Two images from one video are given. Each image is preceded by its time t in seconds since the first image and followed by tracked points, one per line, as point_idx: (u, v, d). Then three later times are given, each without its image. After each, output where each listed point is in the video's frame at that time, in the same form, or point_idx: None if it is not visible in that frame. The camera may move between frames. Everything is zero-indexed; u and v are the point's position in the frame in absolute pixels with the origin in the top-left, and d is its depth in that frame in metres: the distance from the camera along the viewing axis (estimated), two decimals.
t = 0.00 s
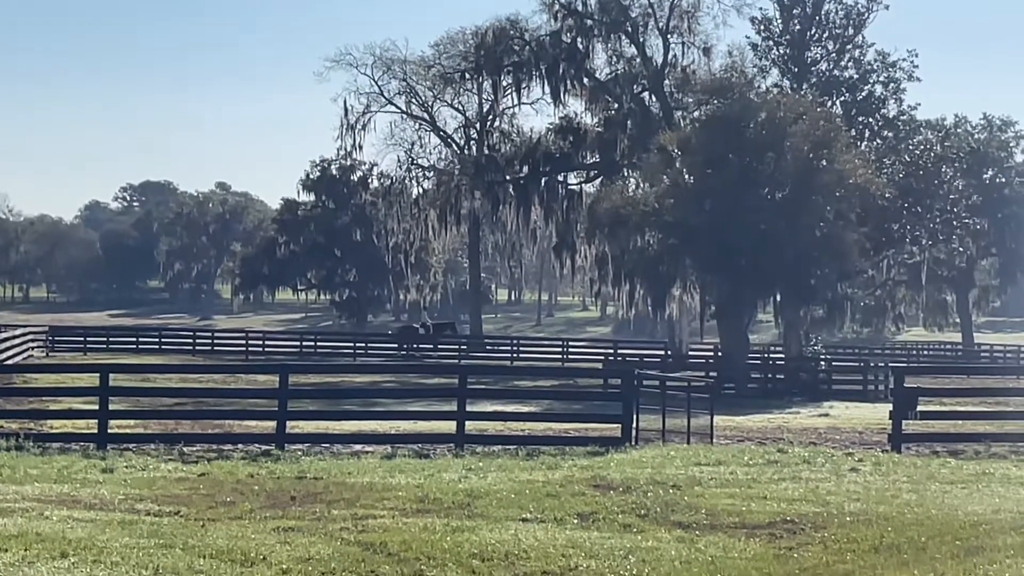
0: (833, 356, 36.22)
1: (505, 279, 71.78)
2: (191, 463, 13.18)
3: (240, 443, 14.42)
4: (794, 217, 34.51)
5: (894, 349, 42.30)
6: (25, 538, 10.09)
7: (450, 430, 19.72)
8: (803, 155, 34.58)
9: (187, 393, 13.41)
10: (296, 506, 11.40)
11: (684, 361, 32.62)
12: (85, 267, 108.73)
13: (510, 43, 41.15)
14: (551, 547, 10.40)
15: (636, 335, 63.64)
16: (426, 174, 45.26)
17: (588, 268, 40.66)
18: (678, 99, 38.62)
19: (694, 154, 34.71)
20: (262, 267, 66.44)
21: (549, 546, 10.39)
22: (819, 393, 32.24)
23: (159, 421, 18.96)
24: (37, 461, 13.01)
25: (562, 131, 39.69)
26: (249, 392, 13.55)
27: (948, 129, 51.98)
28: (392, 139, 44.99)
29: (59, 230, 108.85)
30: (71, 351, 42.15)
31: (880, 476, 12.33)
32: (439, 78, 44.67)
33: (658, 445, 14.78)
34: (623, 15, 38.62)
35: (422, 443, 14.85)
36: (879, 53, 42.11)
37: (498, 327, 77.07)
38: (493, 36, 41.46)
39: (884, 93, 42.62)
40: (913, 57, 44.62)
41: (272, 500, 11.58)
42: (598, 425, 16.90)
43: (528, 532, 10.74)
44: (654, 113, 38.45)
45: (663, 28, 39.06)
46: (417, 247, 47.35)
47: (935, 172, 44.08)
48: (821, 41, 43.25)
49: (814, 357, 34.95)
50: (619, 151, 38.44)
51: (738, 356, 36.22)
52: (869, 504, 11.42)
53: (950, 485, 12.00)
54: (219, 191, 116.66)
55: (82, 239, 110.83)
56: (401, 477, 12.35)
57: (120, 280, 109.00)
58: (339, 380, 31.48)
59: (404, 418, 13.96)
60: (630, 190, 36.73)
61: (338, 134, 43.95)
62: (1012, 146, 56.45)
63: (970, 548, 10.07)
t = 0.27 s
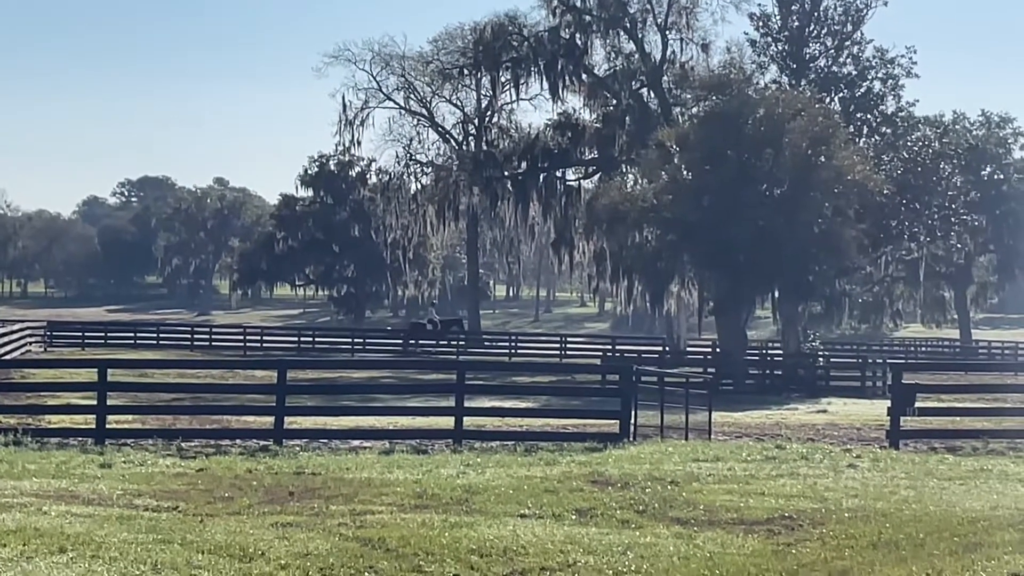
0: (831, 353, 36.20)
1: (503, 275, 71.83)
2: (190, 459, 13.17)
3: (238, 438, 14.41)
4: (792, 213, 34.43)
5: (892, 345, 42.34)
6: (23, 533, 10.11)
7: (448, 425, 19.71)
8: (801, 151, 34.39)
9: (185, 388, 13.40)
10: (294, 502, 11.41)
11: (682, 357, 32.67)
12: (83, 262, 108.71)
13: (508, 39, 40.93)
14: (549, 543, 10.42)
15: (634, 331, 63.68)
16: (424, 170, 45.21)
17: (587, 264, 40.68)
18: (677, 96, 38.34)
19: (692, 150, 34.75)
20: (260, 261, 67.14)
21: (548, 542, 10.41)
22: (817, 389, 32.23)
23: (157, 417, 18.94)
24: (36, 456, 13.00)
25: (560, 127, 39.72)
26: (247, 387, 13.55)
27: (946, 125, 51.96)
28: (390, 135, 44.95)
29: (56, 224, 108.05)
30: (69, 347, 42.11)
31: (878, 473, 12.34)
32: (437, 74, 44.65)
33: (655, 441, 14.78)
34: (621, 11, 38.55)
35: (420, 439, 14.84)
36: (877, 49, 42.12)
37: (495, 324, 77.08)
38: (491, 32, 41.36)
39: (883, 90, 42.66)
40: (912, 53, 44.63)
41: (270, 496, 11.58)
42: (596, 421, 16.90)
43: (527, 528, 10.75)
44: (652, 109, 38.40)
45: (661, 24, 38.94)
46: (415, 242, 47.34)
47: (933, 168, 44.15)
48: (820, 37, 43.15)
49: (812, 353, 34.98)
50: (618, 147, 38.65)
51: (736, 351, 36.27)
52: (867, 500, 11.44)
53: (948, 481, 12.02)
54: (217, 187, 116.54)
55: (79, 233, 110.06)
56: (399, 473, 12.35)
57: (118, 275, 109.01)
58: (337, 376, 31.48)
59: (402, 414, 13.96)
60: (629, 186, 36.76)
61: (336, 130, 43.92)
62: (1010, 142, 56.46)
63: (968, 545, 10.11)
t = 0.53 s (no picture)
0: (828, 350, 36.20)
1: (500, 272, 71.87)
2: (188, 456, 13.16)
3: (236, 436, 14.39)
4: (790, 211, 34.47)
5: (889, 343, 42.37)
6: (21, 530, 10.11)
7: (446, 423, 19.69)
8: (798, 148, 34.42)
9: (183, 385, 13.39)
10: (291, 500, 11.41)
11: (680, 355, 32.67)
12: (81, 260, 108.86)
13: (506, 37, 40.83)
14: (547, 541, 10.43)
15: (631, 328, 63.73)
16: (422, 167, 45.17)
17: (585, 261, 40.70)
18: (675, 93, 38.49)
19: (691, 148, 34.85)
20: (258, 259, 66.77)
21: (546, 539, 10.43)
22: (815, 387, 32.28)
23: (154, 413, 18.93)
24: (33, 454, 13.00)
25: (558, 124, 39.73)
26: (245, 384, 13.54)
27: (944, 123, 51.94)
28: (388, 132, 44.92)
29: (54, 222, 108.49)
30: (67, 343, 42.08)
31: (876, 470, 12.34)
32: (435, 71, 44.62)
33: (653, 438, 14.77)
34: (619, 8, 38.63)
35: (418, 436, 14.82)
36: (875, 47, 42.14)
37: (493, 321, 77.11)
38: (489, 29, 41.28)
39: (881, 88, 42.69)
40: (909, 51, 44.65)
41: (268, 493, 11.58)
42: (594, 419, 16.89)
43: (524, 525, 10.77)
44: (651, 106, 38.54)
45: (659, 21, 38.77)
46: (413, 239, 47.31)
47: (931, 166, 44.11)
48: (817, 35, 43.13)
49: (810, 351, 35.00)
50: (616, 145, 38.69)
51: (734, 349, 36.27)
52: (864, 497, 11.45)
53: (946, 479, 12.01)
54: (215, 184, 116.49)
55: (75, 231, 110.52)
56: (397, 470, 12.35)
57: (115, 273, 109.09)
58: (335, 374, 31.48)
59: (400, 411, 13.95)
60: (627, 184, 36.79)
61: (334, 127, 43.89)
62: (1008, 140, 56.47)
63: (967, 543, 10.17)
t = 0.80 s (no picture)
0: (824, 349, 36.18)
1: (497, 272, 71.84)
2: (184, 455, 13.14)
3: (233, 435, 14.37)
4: (787, 210, 34.48)
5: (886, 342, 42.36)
6: (18, 529, 10.10)
7: (442, 422, 19.67)
8: (796, 147, 34.43)
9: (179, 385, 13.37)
10: (288, 499, 11.41)
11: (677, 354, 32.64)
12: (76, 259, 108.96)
13: (503, 35, 40.85)
14: (544, 539, 10.44)
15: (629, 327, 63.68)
16: (419, 167, 45.10)
17: (581, 261, 40.67)
18: (671, 92, 38.82)
19: (687, 147, 35.01)
20: (254, 258, 65.44)
21: (542, 538, 10.44)
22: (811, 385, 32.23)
23: (151, 414, 18.88)
24: (30, 453, 12.97)
25: (555, 123, 39.72)
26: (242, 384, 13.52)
27: (941, 122, 51.93)
28: (384, 131, 44.86)
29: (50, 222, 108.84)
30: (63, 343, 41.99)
31: (873, 469, 12.34)
32: (432, 70, 44.58)
33: (651, 438, 14.76)
34: (616, 7, 38.89)
35: (415, 435, 14.81)
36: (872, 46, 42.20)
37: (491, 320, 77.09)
38: (485, 28, 41.23)
39: (877, 86, 42.73)
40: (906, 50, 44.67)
41: (265, 492, 11.58)
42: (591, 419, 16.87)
43: (521, 524, 10.77)
44: (647, 105, 38.82)
45: (656, 20, 39.19)
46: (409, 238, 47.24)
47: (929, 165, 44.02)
48: (814, 34, 43.28)
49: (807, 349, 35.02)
50: (613, 144, 38.80)
51: (731, 348, 36.31)
52: (861, 497, 11.45)
53: (943, 477, 12.01)
54: (211, 183, 116.36)
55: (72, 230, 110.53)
56: (394, 469, 12.34)
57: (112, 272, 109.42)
58: (332, 373, 31.44)
59: (397, 411, 13.94)
60: (624, 182, 36.80)
61: (331, 126, 43.85)
62: (1005, 139, 56.48)
63: (963, 542, 10.18)
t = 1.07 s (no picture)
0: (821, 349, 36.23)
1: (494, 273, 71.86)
2: (180, 456, 13.14)
3: (230, 436, 14.38)
4: (782, 211, 34.43)
5: (882, 342, 42.36)
6: (14, 530, 10.11)
7: (438, 423, 19.66)
8: (791, 148, 34.37)
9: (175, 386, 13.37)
10: (284, 499, 11.42)
11: (673, 354, 32.64)
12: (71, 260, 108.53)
13: (498, 36, 40.87)
14: (540, 540, 10.45)
15: (625, 328, 63.68)
16: (415, 168, 45.15)
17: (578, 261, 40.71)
18: (668, 93, 38.63)
19: (683, 147, 34.92)
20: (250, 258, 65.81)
21: (538, 539, 10.45)
22: (807, 385, 32.27)
23: (147, 414, 18.89)
24: (26, 454, 12.98)
25: (550, 124, 39.64)
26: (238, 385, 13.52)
27: (937, 123, 51.91)
28: (380, 132, 44.88)
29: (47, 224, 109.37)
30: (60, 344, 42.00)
31: (869, 469, 12.34)
32: (428, 71, 44.59)
33: (646, 438, 14.76)
34: (611, 8, 38.77)
35: (412, 436, 14.81)
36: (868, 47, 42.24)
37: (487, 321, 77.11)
38: (481, 30, 41.17)
39: (873, 87, 42.77)
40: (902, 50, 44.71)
41: (261, 493, 11.59)
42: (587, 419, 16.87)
43: (517, 525, 10.78)
44: (642, 106, 38.88)
45: (651, 21, 39.19)
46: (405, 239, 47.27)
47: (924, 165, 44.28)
48: (810, 34, 43.48)
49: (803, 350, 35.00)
50: (608, 144, 38.66)
51: (727, 348, 36.30)
52: (857, 497, 11.46)
53: (939, 478, 12.01)
54: (209, 184, 116.39)
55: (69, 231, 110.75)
56: (390, 470, 12.34)
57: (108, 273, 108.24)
58: (329, 374, 31.45)
59: (393, 412, 13.93)
60: (620, 184, 36.86)
61: (327, 127, 43.89)
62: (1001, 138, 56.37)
63: (958, 542, 10.20)
